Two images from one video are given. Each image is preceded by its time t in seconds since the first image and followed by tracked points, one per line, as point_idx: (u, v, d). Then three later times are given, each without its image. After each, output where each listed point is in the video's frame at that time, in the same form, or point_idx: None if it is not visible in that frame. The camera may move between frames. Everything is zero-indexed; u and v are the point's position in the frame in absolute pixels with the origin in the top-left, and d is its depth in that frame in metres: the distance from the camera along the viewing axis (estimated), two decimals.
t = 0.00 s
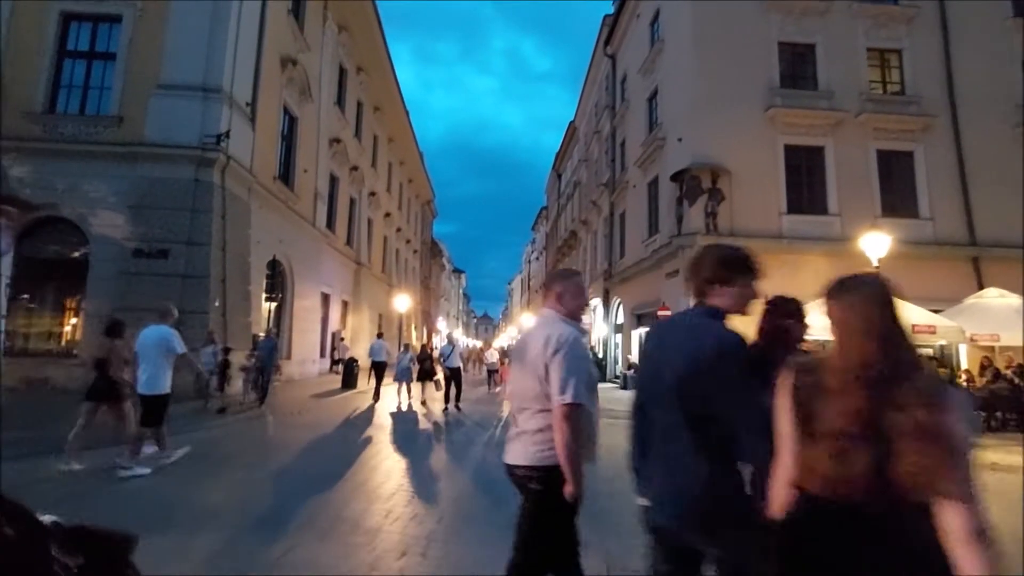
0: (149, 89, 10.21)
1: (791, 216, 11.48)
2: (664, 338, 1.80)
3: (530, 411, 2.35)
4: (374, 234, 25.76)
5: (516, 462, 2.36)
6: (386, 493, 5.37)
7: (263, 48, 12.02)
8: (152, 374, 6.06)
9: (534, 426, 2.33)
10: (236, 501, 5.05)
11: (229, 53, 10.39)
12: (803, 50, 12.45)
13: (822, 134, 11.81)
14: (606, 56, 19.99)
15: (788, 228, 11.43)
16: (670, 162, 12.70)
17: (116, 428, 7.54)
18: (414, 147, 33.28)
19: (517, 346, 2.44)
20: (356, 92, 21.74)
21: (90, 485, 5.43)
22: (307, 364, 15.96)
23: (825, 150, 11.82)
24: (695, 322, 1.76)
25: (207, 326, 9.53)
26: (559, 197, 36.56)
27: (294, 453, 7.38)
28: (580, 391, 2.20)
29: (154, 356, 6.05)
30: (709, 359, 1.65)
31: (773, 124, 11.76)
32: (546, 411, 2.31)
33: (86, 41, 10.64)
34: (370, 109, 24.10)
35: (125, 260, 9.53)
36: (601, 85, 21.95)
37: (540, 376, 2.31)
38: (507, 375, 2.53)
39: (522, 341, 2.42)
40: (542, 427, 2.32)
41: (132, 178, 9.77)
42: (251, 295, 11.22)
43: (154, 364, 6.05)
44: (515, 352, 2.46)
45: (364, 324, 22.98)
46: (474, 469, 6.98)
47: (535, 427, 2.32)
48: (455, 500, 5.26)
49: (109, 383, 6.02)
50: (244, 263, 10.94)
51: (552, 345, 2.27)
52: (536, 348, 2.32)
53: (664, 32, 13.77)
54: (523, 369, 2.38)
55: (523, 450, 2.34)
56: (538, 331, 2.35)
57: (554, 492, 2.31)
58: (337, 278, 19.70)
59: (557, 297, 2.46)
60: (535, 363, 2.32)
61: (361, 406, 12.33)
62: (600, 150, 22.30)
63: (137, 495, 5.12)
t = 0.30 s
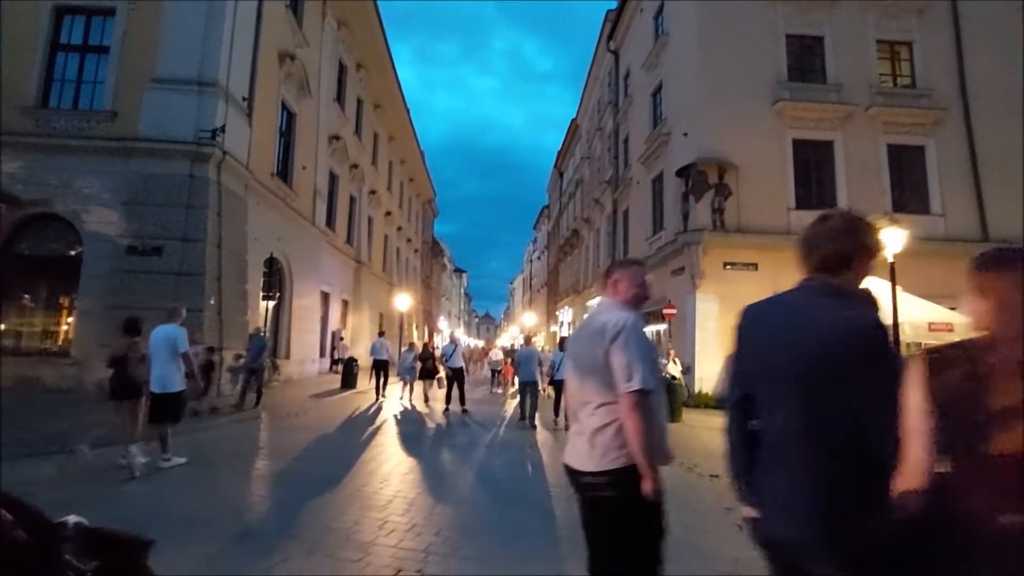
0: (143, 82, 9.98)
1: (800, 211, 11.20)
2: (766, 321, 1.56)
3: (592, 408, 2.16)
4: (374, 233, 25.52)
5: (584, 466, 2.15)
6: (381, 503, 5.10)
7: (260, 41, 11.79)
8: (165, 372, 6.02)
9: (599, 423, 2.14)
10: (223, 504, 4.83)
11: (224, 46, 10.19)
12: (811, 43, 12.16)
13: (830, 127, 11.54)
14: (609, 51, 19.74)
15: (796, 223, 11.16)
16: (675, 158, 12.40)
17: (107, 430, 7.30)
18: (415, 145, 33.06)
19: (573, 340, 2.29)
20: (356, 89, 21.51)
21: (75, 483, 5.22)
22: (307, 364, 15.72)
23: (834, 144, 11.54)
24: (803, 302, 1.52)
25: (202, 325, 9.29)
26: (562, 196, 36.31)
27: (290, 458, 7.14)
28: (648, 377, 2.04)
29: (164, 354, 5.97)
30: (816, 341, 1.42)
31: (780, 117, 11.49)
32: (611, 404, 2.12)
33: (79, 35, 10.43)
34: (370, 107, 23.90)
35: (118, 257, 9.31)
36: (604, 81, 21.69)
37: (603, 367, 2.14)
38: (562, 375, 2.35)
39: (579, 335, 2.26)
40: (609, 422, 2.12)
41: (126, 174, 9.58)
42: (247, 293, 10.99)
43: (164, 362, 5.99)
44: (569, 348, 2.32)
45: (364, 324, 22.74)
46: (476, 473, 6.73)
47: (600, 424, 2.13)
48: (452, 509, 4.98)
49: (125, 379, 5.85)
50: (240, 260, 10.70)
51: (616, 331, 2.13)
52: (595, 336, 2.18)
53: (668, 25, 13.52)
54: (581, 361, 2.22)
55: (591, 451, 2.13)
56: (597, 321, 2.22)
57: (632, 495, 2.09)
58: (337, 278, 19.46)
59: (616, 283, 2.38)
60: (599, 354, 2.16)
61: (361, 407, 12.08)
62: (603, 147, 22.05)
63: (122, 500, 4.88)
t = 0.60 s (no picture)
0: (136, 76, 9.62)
1: (811, 207, 10.85)
2: (923, 344, 1.39)
3: (690, 433, 1.96)
4: (374, 232, 25.24)
5: (683, 497, 1.96)
6: (377, 526, 4.83)
7: (255, 34, 11.50)
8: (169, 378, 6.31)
9: (699, 449, 1.95)
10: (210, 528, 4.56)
11: (218, 38, 9.94)
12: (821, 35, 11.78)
13: (842, 122, 11.20)
14: (612, 47, 19.37)
15: (807, 220, 10.82)
16: (681, 155, 12.09)
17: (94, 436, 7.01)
18: (416, 144, 32.77)
19: (660, 356, 2.07)
20: (355, 86, 21.19)
21: (53, 500, 4.94)
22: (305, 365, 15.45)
23: (845, 139, 11.20)
24: (992, 316, 1.35)
25: (195, 325, 9.02)
26: (564, 194, 35.93)
27: (285, 466, 6.88)
28: (755, 401, 1.88)
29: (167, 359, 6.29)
30: (1012, 370, 1.27)
31: (790, 111, 11.11)
32: (712, 429, 1.94)
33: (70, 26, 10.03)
34: (370, 104, 23.62)
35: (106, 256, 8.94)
36: (607, 77, 21.34)
37: (705, 388, 1.95)
38: (643, 394, 2.13)
39: (671, 352, 2.04)
40: (714, 449, 1.94)
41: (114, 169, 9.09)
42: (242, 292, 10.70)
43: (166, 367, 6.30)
44: (653, 365, 2.10)
45: (364, 324, 22.46)
46: (478, 484, 6.45)
47: (702, 451, 1.94)
48: (450, 534, 4.70)
49: (136, 385, 6.24)
50: (235, 258, 10.41)
51: (720, 350, 1.93)
52: (691, 354, 1.98)
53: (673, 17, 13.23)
54: (675, 381, 2.00)
55: (691, 480, 1.95)
56: (692, 335, 2.00)
57: (737, 528, 1.94)
58: (337, 278, 19.21)
59: (703, 287, 2.15)
60: (700, 375, 1.96)
61: (360, 411, 11.81)
62: (606, 144, 21.70)
63: (96, 522, 4.58)
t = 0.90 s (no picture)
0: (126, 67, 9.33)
1: (821, 201, 10.56)
2: None
3: (816, 446, 1.66)
4: (374, 229, 25.00)
5: (801, 518, 1.65)
6: (371, 534, 4.59)
7: (250, 25, 11.20)
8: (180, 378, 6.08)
9: (828, 465, 1.66)
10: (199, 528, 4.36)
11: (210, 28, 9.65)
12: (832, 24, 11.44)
13: (852, 113, 10.89)
14: (615, 40, 19.09)
15: (816, 215, 10.54)
16: (686, 148, 11.80)
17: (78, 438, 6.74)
18: (416, 141, 32.48)
19: (780, 353, 1.73)
20: (355, 80, 20.92)
21: (37, 496, 4.75)
22: (303, 363, 15.21)
23: (856, 131, 10.88)
24: None
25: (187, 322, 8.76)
26: (566, 191, 35.62)
27: (278, 469, 6.65)
28: (906, 415, 1.61)
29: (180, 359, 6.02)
30: None
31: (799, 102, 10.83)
32: (848, 442, 1.66)
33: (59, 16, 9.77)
34: (369, 100, 23.35)
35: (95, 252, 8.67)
36: (610, 72, 20.99)
37: (842, 393, 1.65)
38: (750, 397, 1.79)
39: (794, 349, 1.71)
40: (842, 465, 1.66)
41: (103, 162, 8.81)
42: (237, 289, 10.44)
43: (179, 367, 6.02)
44: (771, 369, 1.75)
45: (364, 323, 22.24)
46: (478, 486, 6.21)
47: (831, 468, 1.65)
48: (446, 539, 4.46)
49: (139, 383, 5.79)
50: (229, 254, 10.15)
51: (864, 350, 1.64)
52: (832, 358, 1.66)
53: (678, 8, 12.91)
54: (802, 383, 1.69)
55: (815, 500, 1.65)
56: (826, 332, 1.68)
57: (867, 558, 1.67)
58: (336, 275, 18.98)
59: (820, 274, 1.86)
60: (836, 379, 1.66)
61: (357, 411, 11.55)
62: (609, 139, 21.37)
63: (72, 531, 4.31)
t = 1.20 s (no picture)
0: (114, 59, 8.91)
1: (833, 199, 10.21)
2: None
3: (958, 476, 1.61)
4: (375, 227, 24.73)
5: (950, 570, 1.65)
6: (365, 560, 4.33)
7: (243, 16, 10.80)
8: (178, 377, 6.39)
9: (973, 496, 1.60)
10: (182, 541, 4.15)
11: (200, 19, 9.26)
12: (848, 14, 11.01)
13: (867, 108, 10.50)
14: (619, 33, 18.71)
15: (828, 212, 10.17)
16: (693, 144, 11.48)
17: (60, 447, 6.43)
18: (417, 136, 32.06)
19: (918, 388, 1.64)
20: (354, 75, 20.58)
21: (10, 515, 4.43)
22: (301, 363, 14.95)
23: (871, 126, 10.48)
24: None
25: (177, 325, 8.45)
26: (569, 187, 35.25)
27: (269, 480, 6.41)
28: None
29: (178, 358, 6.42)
30: None
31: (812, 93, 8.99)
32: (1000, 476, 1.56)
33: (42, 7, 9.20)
34: (369, 95, 22.94)
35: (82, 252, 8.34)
36: (615, 66, 20.49)
37: (996, 435, 1.53)
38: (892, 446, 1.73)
39: (945, 397, 1.58)
40: (999, 518, 1.59)
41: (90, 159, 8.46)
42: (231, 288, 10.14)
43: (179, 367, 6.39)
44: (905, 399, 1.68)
45: (364, 321, 21.96)
46: (476, 494, 5.95)
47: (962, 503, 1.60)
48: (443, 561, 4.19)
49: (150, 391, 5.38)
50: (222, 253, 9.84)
51: None
52: (987, 396, 1.51)
53: None
54: (945, 421, 1.59)
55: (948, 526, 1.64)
56: (980, 369, 1.52)
57: None
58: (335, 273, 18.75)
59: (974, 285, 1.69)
60: (997, 434, 1.53)
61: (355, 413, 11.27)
62: (613, 135, 20.92)
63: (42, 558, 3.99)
